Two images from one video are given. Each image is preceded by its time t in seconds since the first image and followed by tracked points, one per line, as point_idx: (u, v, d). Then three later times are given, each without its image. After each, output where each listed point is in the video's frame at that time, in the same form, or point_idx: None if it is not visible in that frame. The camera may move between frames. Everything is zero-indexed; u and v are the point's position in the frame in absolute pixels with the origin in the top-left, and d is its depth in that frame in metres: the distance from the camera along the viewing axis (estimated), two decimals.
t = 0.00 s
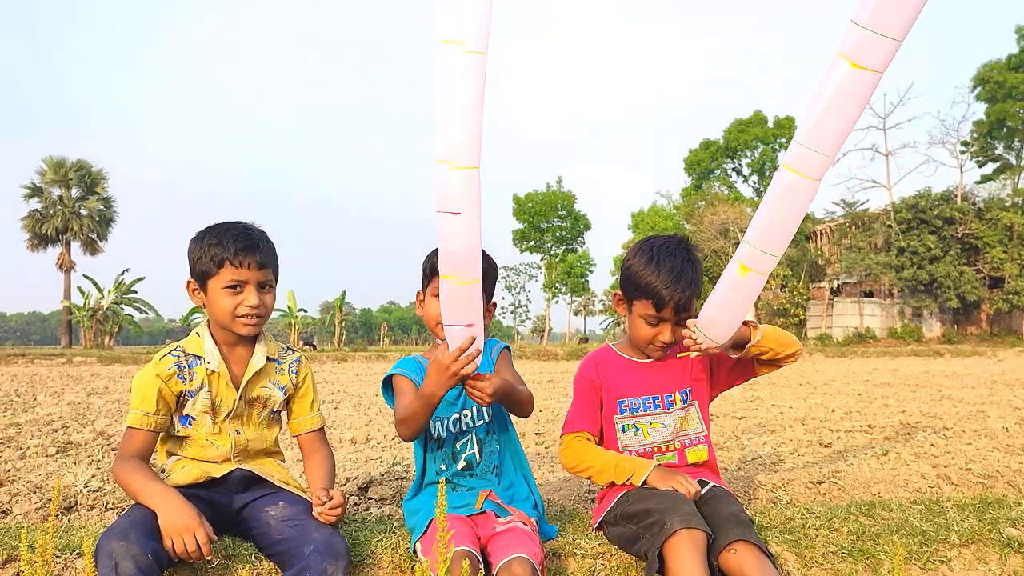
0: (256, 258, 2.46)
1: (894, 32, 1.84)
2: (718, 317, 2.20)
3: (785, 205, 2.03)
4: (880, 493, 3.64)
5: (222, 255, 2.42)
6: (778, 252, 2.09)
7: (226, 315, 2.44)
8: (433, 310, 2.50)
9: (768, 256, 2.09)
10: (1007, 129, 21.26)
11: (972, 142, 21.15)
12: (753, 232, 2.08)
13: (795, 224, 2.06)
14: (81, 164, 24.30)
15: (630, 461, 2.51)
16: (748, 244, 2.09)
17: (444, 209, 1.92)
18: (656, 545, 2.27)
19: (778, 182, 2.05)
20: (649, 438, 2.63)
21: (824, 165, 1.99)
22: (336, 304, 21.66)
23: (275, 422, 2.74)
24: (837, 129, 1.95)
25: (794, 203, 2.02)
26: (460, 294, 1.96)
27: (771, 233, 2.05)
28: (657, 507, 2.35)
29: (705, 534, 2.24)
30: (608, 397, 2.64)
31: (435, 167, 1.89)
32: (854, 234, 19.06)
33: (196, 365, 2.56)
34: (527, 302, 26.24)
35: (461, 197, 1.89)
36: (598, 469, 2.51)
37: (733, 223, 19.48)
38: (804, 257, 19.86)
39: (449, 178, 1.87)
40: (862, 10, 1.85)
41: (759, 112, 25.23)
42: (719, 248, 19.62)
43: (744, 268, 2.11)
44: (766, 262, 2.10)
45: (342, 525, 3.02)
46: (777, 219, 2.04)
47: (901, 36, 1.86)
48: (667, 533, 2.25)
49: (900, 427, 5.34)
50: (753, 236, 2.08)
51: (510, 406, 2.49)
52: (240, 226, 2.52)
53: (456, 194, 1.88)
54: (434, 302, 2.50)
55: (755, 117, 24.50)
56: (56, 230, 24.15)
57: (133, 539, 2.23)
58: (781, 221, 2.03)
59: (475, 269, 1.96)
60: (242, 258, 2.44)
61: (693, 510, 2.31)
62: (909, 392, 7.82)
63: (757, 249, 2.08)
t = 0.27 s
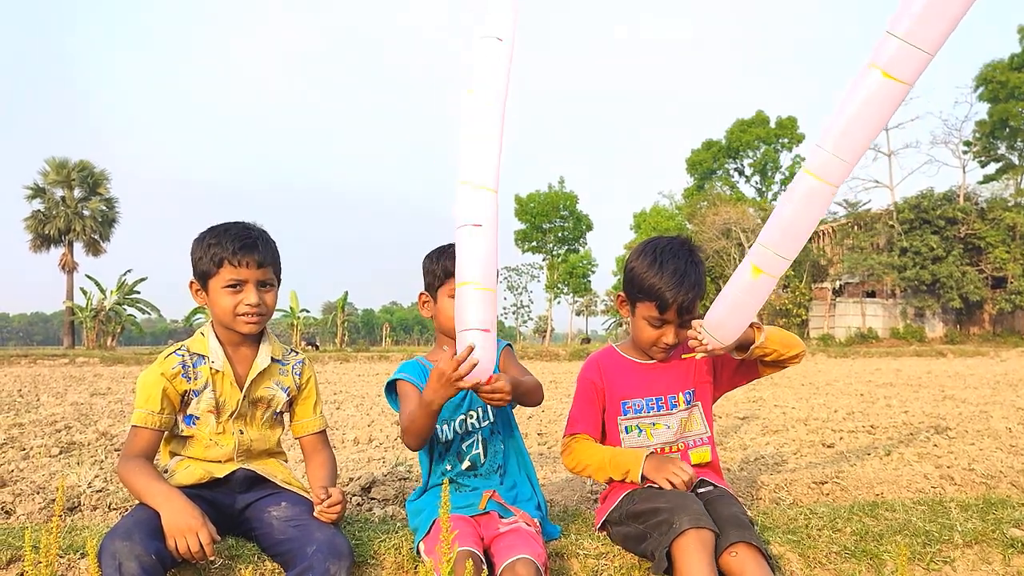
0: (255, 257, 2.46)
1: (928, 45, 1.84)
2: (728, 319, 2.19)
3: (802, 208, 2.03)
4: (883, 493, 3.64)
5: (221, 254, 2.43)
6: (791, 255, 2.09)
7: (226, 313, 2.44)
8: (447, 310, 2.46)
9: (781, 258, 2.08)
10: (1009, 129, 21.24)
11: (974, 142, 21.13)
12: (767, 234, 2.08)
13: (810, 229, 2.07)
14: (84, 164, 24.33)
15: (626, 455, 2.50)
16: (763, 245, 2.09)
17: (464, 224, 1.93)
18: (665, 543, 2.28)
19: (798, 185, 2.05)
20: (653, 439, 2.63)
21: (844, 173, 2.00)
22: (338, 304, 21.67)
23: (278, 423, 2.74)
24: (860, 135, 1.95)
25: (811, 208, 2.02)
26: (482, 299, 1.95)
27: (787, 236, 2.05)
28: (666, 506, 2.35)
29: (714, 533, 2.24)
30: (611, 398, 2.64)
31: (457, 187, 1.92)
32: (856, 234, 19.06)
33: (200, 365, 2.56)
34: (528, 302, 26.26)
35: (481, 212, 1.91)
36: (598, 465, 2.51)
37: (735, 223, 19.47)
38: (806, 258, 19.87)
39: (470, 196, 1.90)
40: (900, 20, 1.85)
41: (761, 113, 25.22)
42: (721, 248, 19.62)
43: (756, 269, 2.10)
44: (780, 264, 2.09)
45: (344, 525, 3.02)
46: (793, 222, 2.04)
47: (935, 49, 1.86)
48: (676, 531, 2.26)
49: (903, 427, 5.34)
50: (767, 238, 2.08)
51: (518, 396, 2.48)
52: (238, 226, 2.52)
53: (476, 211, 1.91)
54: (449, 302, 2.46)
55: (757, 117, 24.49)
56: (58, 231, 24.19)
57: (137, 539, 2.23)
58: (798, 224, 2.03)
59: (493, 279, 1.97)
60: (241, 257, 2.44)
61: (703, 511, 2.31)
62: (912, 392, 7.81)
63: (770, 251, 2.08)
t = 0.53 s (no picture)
0: (257, 259, 2.46)
1: (961, 88, 1.86)
2: (730, 330, 2.18)
3: (811, 232, 2.03)
4: (884, 494, 3.64)
5: (223, 255, 2.43)
6: (794, 279, 2.09)
7: (229, 314, 2.43)
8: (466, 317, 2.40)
9: (785, 280, 2.08)
10: (1011, 129, 21.23)
11: (976, 143, 21.12)
12: (773, 254, 2.07)
13: (817, 254, 2.07)
14: (85, 165, 24.34)
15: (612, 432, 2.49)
16: (769, 265, 2.08)
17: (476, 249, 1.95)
18: (666, 546, 2.28)
19: (812, 210, 2.05)
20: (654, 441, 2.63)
21: (858, 203, 2.01)
22: (340, 305, 21.68)
23: (280, 424, 2.74)
24: (880, 168, 1.97)
25: (822, 234, 2.03)
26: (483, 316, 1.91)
27: (795, 260, 2.05)
28: (668, 509, 2.35)
29: (716, 536, 2.25)
30: (612, 400, 2.64)
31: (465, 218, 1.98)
32: (857, 235, 19.05)
33: (203, 365, 2.56)
34: (530, 302, 26.27)
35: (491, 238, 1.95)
36: (597, 457, 2.50)
37: (736, 224, 19.47)
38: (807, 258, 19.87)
39: (481, 226, 1.95)
40: (941, 62, 1.88)
41: (763, 113, 25.21)
42: (722, 248, 19.62)
43: (759, 288, 2.09)
44: (782, 286, 2.09)
45: (345, 526, 3.02)
46: (803, 245, 2.04)
47: (966, 94, 1.90)
48: (678, 534, 2.25)
49: (905, 428, 5.33)
50: (774, 259, 2.07)
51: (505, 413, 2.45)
52: (239, 227, 2.52)
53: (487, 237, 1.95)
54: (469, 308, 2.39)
55: (758, 117, 24.48)
56: (60, 232, 24.19)
57: (140, 539, 2.23)
58: (807, 248, 2.03)
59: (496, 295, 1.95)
60: (243, 258, 2.44)
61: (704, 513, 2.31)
62: (915, 393, 7.80)
63: (776, 272, 2.07)
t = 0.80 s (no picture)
0: (264, 259, 2.46)
1: (906, 67, 1.76)
2: (721, 353, 2.12)
3: (790, 240, 1.94)
4: (885, 495, 3.64)
5: (231, 255, 2.43)
6: (783, 287, 2.00)
7: (234, 313, 2.44)
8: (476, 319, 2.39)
9: (773, 291, 1.99)
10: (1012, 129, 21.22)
11: (977, 143, 21.11)
12: (756, 267, 1.99)
13: (800, 259, 1.97)
14: (86, 166, 24.36)
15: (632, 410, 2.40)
16: (754, 278, 1.99)
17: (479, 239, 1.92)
18: (667, 546, 2.27)
19: (782, 217, 1.97)
20: (656, 441, 2.63)
21: (832, 201, 1.91)
22: (341, 305, 21.69)
23: (281, 425, 2.74)
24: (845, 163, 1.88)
25: (799, 238, 1.93)
26: (485, 321, 1.90)
27: (774, 269, 1.96)
28: (669, 510, 2.35)
29: (717, 537, 2.24)
30: (614, 399, 2.64)
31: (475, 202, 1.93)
32: (858, 235, 19.04)
33: (203, 366, 2.56)
34: (530, 303, 26.27)
35: (500, 232, 1.90)
36: (607, 451, 2.47)
37: (737, 224, 19.46)
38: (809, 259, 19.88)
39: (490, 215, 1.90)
40: (875, 46, 1.78)
41: (764, 113, 25.20)
42: (724, 249, 19.62)
43: (750, 304, 2.01)
44: (772, 297, 2.00)
45: (346, 527, 3.02)
46: (780, 252, 1.95)
47: (915, 71, 1.79)
48: (678, 535, 2.25)
49: (905, 429, 5.33)
50: (757, 271, 1.98)
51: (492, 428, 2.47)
52: (247, 229, 2.53)
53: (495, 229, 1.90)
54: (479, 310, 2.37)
55: (759, 118, 24.48)
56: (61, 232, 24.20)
57: (142, 540, 2.23)
58: (785, 254, 1.94)
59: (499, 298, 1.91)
60: (252, 258, 2.44)
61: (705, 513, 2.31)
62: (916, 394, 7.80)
63: (759, 284, 1.98)
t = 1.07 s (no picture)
0: (279, 257, 2.50)
1: (906, 58, 1.76)
2: (722, 345, 2.11)
3: (790, 231, 1.93)
4: (886, 495, 3.64)
5: (246, 254, 2.44)
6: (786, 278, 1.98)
7: (248, 312, 2.44)
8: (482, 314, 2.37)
9: (776, 283, 1.98)
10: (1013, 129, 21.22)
11: (978, 143, 21.12)
12: (758, 259, 1.98)
13: (802, 250, 1.96)
14: (86, 166, 24.37)
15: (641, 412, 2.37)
16: (755, 270, 1.99)
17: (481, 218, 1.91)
18: (670, 545, 2.27)
19: (783, 206, 1.96)
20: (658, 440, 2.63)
21: (833, 191, 1.90)
22: (342, 305, 21.70)
23: (281, 424, 2.74)
24: (847, 154, 1.86)
25: (799, 228, 1.92)
26: (485, 292, 1.90)
27: (775, 260, 1.95)
28: (671, 509, 2.34)
29: (720, 537, 2.24)
30: (617, 399, 2.63)
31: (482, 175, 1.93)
32: (859, 235, 19.06)
33: (205, 366, 2.56)
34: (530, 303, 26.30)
35: (505, 203, 1.89)
36: (616, 450, 2.45)
37: (738, 224, 19.47)
38: (810, 259, 19.89)
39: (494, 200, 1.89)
40: (873, 36, 1.79)
41: (764, 113, 25.21)
42: (724, 249, 19.63)
43: (753, 296, 2.00)
44: (775, 288, 1.99)
45: (347, 527, 3.02)
46: (780, 243, 1.94)
47: (915, 60, 1.78)
48: (681, 534, 2.25)
49: (906, 428, 5.33)
50: (758, 263, 1.98)
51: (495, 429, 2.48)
52: (255, 228, 2.55)
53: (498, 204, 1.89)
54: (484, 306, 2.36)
55: (760, 118, 24.48)
56: (61, 233, 24.21)
57: (153, 537, 2.22)
58: (787, 246, 1.93)
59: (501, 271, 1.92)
60: (268, 256, 2.47)
61: (708, 512, 2.31)
62: (917, 394, 7.80)
63: (762, 275, 1.97)
